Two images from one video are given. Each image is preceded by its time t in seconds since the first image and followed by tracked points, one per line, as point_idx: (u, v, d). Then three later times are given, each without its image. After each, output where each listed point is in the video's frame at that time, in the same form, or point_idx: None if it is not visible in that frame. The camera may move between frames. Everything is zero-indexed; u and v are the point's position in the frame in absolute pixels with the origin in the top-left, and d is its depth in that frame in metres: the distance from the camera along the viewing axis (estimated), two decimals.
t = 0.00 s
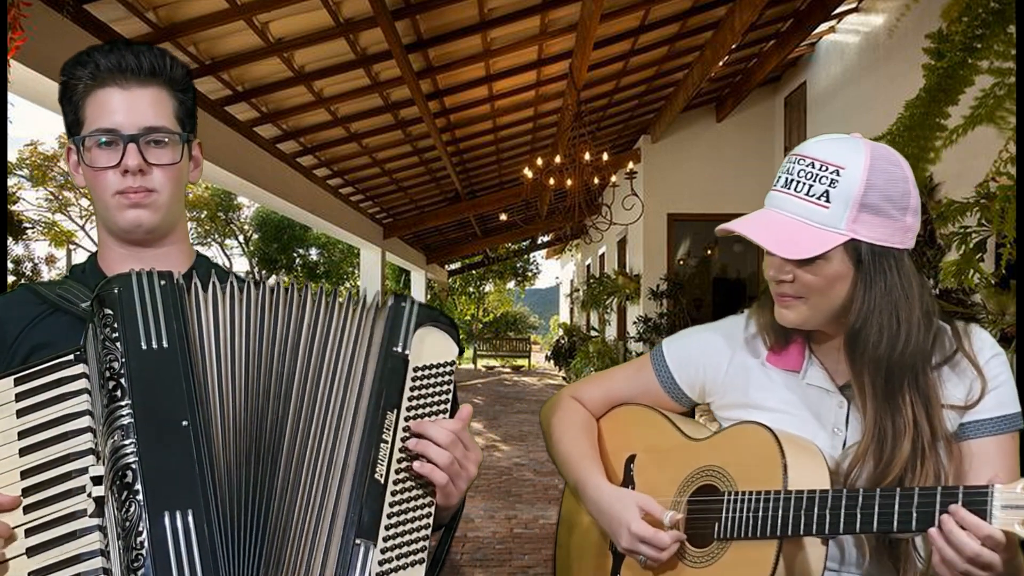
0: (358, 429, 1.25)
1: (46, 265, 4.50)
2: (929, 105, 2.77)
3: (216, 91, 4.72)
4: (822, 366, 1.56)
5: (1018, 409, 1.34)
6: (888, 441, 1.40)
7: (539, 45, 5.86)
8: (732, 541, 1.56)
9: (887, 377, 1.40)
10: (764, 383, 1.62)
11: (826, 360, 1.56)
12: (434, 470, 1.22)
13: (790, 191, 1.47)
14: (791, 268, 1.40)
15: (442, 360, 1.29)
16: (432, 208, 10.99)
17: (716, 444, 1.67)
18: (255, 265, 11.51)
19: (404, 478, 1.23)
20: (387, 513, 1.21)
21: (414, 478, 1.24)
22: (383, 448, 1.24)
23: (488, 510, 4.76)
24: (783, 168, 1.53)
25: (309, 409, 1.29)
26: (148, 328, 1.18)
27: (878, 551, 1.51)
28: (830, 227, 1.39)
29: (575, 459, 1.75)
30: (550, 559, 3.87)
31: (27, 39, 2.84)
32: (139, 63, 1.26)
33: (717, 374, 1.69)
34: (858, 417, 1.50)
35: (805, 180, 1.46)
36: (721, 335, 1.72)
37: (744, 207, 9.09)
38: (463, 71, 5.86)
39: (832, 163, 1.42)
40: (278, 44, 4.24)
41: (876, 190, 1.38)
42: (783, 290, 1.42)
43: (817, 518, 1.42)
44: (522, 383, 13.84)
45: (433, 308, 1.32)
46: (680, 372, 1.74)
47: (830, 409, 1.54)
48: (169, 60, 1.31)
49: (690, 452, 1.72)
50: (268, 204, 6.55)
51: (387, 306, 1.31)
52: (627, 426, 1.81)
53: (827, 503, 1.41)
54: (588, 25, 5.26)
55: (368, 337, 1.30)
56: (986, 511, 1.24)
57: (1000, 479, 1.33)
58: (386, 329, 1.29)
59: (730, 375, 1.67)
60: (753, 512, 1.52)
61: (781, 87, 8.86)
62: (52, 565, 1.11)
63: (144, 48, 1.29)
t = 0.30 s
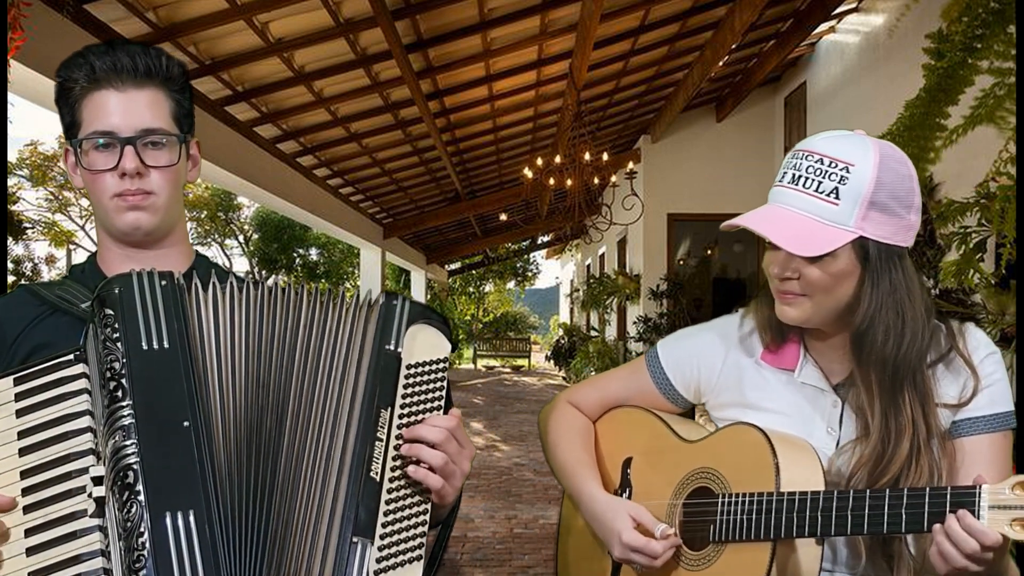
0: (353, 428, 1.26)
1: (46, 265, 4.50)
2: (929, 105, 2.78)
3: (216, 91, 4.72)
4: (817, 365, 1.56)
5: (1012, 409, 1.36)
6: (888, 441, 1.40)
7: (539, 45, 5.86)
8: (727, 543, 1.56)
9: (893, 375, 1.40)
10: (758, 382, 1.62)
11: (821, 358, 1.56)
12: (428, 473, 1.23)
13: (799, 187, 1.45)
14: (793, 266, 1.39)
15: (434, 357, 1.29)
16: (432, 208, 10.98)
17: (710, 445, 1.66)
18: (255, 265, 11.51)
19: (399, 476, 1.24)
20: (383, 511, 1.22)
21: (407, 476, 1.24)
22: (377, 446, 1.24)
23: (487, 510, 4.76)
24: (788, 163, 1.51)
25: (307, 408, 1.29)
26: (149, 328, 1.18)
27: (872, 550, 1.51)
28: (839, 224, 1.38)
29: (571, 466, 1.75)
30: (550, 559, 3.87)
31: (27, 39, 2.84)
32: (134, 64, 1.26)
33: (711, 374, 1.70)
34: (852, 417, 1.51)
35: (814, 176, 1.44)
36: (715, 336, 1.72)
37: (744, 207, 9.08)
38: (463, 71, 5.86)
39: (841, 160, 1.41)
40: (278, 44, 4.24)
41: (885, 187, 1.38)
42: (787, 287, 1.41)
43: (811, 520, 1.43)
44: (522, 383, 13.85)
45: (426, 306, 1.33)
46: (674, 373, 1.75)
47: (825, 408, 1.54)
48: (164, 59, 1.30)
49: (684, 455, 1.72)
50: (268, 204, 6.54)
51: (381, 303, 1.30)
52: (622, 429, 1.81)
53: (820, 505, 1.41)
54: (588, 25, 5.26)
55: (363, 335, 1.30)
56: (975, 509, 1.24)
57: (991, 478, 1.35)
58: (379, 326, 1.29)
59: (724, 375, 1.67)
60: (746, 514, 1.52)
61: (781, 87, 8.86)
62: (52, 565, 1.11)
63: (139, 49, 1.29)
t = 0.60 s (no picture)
0: (344, 424, 1.25)
1: (46, 265, 4.51)
2: (929, 105, 2.75)
3: (216, 91, 4.72)
4: (827, 365, 1.55)
5: (1018, 412, 1.39)
6: (901, 447, 1.42)
7: (539, 45, 5.86)
8: (746, 546, 1.58)
9: (906, 380, 1.41)
10: (763, 385, 1.61)
11: (831, 358, 1.55)
12: (421, 461, 1.22)
13: (824, 185, 1.43)
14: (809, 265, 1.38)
15: (421, 351, 1.27)
16: (432, 208, 10.99)
17: (722, 447, 1.66)
18: (255, 265, 11.51)
19: (388, 471, 1.23)
20: (375, 507, 1.21)
21: (397, 471, 1.23)
22: (366, 441, 1.24)
23: (487, 510, 4.76)
24: (811, 160, 1.49)
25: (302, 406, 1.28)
26: (149, 328, 1.18)
27: (882, 556, 1.51)
28: (863, 225, 1.36)
29: (570, 469, 1.70)
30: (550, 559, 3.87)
31: (27, 39, 2.84)
32: (138, 63, 1.26)
33: (716, 376, 1.68)
34: (863, 419, 1.52)
35: (839, 175, 1.42)
36: (718, 334, 1.70)
37: (745, 207, 9.08)
38: (463, 71, 5.86)
39: (869, 160, 1.39)
40: (278, 44, 4.24)
41: (910, 192, 1.37)
42: (803, 287, 1.40)
43: (840, 524, 1.47)
44: (522, 383, 13.85)
45: (413, 300, 1.32)
46: (676, 374, 1.72)
47: (833, 411, 1.55)
48: (168, 58, 1.30)
49: (690, 455, 1.71)
50: (268, 204, 6.54)
51: (371, 300, 1.30)
52: (622, 428, 1.76)
53: (848, 510, 1.45)
54: (588, 25, 5.26)
55: (352, 331, 1.29)
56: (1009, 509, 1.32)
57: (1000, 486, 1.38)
58: (367, 322, 1.28)
59: (728, 375, 1.66)
60: (768, 518, 1.55)
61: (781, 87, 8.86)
62: (53, 565, 1.11)
63: (143, 48, 1.29)
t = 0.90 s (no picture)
0: (340, 423, 1.26)
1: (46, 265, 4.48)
2: (928, 106, 2.67)
3: (217, 91, 4.72)
4: (857, 364, 1.54)
5: None
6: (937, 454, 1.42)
7: (539, 45, 5.86)
8: (772, 546, 1.59)
9: (944, 387, 1.42)
10: (793, 381, 1.59)
11: (864, 359, 1.54)
12: (413, 458, 1.22)
13: (869, 185, 1.41)
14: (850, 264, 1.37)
15: (412, 348, 1.29)
16: (432, 208, 10.99)
17: (751, 446, 1.65)
18: (255, 265, 11.52)
19: (383, 469, 1.24)
20: (370, 503, 1.22)
21: (391, 469, 1.24)
22: (360, 440, 1.24)
23: (488, 510, 4.77)
24: (855, 160, 1.47)
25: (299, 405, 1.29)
26: (150, 328, 1.19)
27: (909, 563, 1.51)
28: (905, 227, 1.35)
29: (591, 455, 1.70)
30: (550, 559, 3.87)
31: (27, 39, 2.84)
32: (130, 62, 1.26)
33: (743, 372, 1.65)
34: (893, 423, 1.51)
35: (884, 176, 1.40)
36: (749, 327, 1.67)
37: (745, 207, 9.08)
38: (463, 71, 5.86)
39: (915, 162, 1.37)
40: (278, 44, 4.24)
41: (955, 197, 1.35)
42: (842, 286, 1.39)
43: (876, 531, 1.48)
44: (521, 383, 13.85)
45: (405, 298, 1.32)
46: (704, 368, 1.68)
47: (864, 412, 1.53)
48: (161, 56, 1.30)
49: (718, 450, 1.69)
50: (269, 204, 6.54)
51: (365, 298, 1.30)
52: (645, 418, 1.74)
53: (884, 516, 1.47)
54: (587, 25, 5.26)
55: (348, 331, 1.30)
56: None
57: None
58: (361, 321, 1.29)
59: (756, 371, 1.63)
60: (801, 520, 1.56)
61: (781, 87, 8.87)
62: (55, 566, 1.10)
63: (137, 48, 1.29)
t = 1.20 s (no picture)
0: (334, 421, 1.26)
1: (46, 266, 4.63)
2: (929, 105, 2.74)
3: (217, 91, 4.72)
4: (877, 369, 1.55)
5: None
6: (967, 462, 1.40)
7: (539, 45, 5.86)
8: (784, 545, 1.59)
9: (970, 394, 1.41)
10: (812, 381, 1.62)
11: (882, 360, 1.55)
12: (403, 460, 1.23)
13: (895, 192, 1.38)
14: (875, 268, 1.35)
15: (402, 343, 1.29)
16: (432, 208, 10.98)
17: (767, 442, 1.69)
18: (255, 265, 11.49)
19: (375, 466, 1.25)
20: (362, 501, 1.23)
21: (382, 467, 1.25)
22: (350, 437, 1.25)
23: (488, 510, 4.76)
24: (882, 164, 1.44)
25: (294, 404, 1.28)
26: (149, 329, 1.19)
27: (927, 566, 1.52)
28: (931, 235, 1.32)
29: (606, 441, 1.73)
30: (550, 559, 3.87)
31: (27, 39, 2.83)
32: (86, 86, 1.21)
33: (763, 369, 1.68)
34: (910, 426, 1.52)
35: (912, 182, 1.37)
36: (768, 323, 1.70)
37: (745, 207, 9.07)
38: (463, 71, 5.86)
39: (943, 168, 1.35)
40: (278, 44, 4.24)
41: (982, 203, 1.33)
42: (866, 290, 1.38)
43: (892, 536, 1.44)
44: (521, 383, 13.84)
45: (393, 294, 1.32)
46: (722, 362, 1.72)
47: (882, 415, 1.55)
48: (119, 69, 1.24)
49: (734, 445, 1.72)
50: (269, 204, 6.54)
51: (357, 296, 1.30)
52: (661, 406, 1.79)
53: (903, 522, 1.43)
54: (587, 25, 5.26)
55: (341, 329, 1.29)
56: None
57: None
58: (353, 319, 1.29)
59: (776, 369, 1.66)
60: (815, 521, 1.55)
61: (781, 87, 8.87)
62: (55, 567, 1.11)
63: (98, 65, 1.23)
